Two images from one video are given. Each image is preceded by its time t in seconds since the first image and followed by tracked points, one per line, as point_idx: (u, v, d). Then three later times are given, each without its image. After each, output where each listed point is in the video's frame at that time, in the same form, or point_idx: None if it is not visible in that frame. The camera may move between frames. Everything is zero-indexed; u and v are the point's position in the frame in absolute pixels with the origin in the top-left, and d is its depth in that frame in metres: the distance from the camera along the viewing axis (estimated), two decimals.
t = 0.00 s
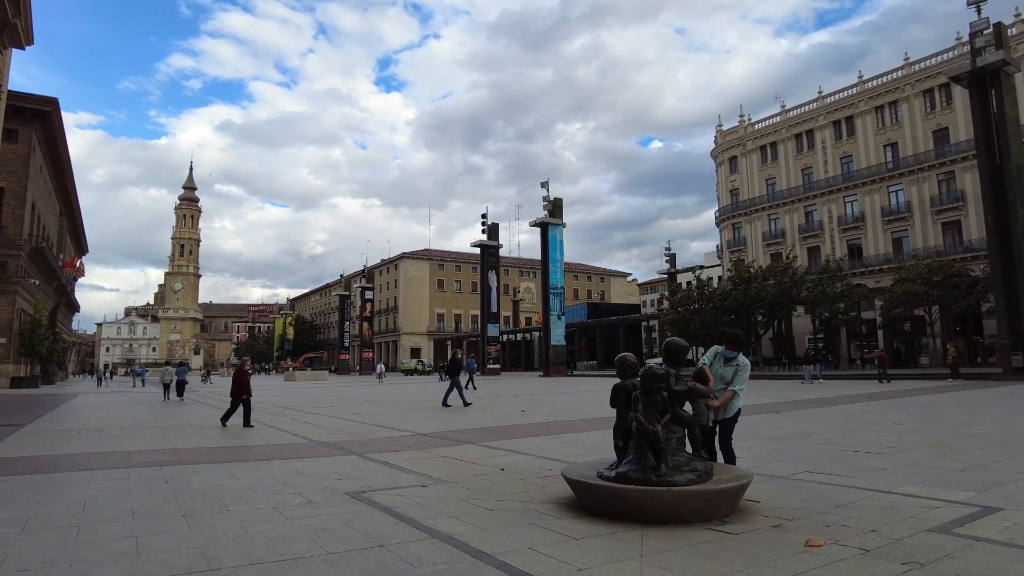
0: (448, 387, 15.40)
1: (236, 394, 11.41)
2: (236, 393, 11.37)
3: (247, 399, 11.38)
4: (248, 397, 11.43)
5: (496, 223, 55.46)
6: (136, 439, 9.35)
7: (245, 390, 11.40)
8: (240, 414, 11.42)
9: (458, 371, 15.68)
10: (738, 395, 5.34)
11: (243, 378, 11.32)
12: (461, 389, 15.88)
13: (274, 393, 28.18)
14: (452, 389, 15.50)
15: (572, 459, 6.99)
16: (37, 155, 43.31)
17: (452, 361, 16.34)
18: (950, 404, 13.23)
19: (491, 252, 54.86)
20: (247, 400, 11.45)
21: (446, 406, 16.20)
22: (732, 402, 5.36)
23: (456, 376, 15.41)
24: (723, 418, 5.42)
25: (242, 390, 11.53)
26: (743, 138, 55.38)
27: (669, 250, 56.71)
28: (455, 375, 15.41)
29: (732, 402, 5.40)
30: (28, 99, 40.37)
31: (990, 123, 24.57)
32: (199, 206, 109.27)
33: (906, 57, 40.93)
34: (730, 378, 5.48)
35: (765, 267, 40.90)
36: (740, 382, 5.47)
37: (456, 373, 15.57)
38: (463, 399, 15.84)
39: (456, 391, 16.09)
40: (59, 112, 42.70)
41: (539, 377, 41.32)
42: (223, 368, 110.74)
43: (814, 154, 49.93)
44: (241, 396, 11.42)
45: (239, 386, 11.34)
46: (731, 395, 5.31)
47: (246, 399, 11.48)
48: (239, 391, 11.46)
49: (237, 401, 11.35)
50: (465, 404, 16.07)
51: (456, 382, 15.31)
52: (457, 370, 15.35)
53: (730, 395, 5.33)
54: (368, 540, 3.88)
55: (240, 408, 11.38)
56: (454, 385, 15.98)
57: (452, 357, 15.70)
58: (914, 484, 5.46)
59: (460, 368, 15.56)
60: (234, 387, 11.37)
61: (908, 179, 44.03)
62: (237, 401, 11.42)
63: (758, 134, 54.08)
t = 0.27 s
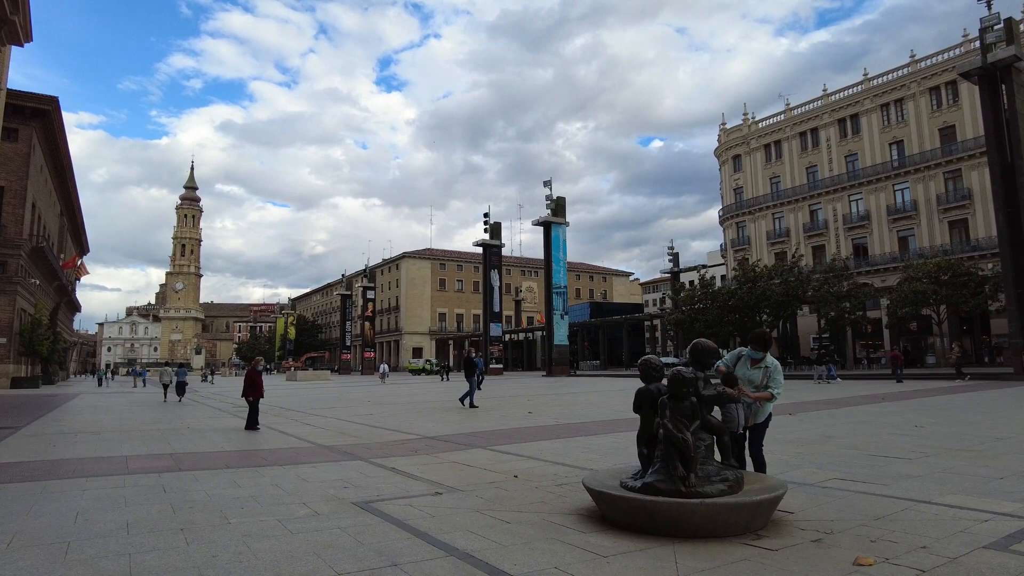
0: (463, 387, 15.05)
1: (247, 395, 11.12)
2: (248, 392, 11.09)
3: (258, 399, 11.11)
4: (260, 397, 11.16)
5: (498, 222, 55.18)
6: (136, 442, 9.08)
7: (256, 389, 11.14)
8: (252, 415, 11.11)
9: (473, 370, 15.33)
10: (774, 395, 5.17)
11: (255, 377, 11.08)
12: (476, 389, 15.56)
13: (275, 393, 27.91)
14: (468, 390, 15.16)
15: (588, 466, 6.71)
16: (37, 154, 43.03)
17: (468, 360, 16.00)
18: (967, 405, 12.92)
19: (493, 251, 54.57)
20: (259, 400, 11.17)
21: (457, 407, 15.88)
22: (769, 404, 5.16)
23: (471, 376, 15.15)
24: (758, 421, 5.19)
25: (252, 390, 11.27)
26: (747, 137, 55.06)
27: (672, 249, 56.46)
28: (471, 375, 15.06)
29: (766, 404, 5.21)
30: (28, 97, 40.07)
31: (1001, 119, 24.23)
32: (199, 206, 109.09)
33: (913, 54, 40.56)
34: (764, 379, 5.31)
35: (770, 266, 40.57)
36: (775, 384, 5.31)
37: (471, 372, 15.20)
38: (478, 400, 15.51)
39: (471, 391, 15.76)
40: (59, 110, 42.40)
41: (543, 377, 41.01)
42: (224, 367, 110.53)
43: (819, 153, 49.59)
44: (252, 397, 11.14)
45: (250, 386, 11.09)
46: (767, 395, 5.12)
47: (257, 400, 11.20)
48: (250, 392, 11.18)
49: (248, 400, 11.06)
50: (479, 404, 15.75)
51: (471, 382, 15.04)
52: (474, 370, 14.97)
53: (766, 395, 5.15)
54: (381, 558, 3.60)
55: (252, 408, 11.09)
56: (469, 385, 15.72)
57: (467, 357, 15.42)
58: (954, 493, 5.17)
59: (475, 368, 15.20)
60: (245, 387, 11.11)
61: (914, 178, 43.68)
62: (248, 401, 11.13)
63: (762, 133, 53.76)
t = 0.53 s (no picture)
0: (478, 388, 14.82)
1: (260, 395, 10.89)
2: (262, 392, 10.88)
3: (272, 399, 10.88)
4: (274, 397, 10.93)
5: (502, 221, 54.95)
6: (137, 443, 8.87)
7: (270, 389, 10.92)
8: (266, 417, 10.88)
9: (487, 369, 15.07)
10: (805, 389, 4.94)
11: (268, 377, 10.86)
12: (491, 389, 15.32)
13: (280, 393, 27.71)
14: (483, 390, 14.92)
15: (604, 468, 6.48)
16: (40, 154, 42.92)
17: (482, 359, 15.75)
18: (986, 404, 12.64)
19: (497, 250, 54.33)
20: (273, 400, 10.95)
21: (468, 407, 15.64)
22: (798, 399, 4.93)
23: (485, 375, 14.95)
24: (787, 419, 4.94)
25: (266, 390, 11.05)
26: (752, 135, 54.76)
27: (676, 248, 56.16)
28: (485, 374, 14.81)
29: (796, 400, 4.98)
30: (32, 96, 39.91)
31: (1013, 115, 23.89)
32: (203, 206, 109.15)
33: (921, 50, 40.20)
34: (792, 375, 5.10)
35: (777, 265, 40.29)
36: (803, 379, 5.10)
37: (485, 372, 14.93)
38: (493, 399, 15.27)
39: (485, 390, 15.52)
40: (63, 110, 42.23)
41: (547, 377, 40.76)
42: (228, 367, 110.48)
43: (825, 151, 49.25)
44: (265, 397, 10.92)
45: (264, 386, 10.86)
46: (797, 390, 4.89)
47: (271, 401, 10.97)
48: (264, 392, 10.95)
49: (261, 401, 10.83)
50: (493, 404, 15.51)
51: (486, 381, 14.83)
52: (488, 370, 14.70)
53: (796, 390, 4.93)
54: (395, 566, 3.38)
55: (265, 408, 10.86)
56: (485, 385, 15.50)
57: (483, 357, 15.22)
58: (994, 497, 4.92)
59: (489, 368, 14.92)
60: (259, 387, 10.89)
61: (921, 176, 43.31)
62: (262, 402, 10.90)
63: (767, 131, 53.45)
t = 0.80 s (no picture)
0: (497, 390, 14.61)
1: (277, 397, 10.67)
2: (278, 394, 10.65)
3: (289, 401, 10.64)
4: (291, 399, 10.69)
5: (507, 221, 54.69)
6: (140, 447, 8.63)
7: (287, 391, 10.68)
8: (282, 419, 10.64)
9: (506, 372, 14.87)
10: (841, 391, 4.66)
11: (285, 378, 10.65)
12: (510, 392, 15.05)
13: (284, 394, 27.53)
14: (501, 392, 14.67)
15: (627, 477, 6.18)
16: (45, 154, 42.86)
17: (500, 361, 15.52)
18: (1009, 407, 12.29)
19: (502, 251, 54.07)
20: (290, 402, 10.70)
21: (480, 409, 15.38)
22: (834, 403, 4.64)
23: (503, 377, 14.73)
24: (823, 425, 4.64)
25: (283, 392, 10.82)
26: (759, 134, 54.42)
27: (683, 248, 55.80)
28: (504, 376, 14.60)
29: (832, 407, 4.68)
30: (36, 97, 39.83)
31: None
32: (208, 206, 109.26)
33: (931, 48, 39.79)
34: (824, 377, 4.81)
35: (786, 265, 39.97)
36: (837, 380, 4.81)
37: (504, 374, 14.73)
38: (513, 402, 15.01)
39: (503, 393, 15.25)
40: (67, 110, 42.12)
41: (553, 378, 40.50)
42: (233, 368, 110.52)
43: (832, 150, 48.84)
44: (282, 399, 10.69)
45: (281, 387, 10.65)
46: (833, 395, 4.62)
47: (289, 403, 10.71)
48: (280, 394, 10.72)
49: (278, 402, 10.60)
50: (512, 408, 15.24)
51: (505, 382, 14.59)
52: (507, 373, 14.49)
53: (832, 394, 4.64)
54: None
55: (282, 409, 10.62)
56: (502, 386, 15.24)
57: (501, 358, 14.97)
58: None
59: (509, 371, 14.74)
60: (276, 388, 10.68)
61: (931, 175, 42.88)
62: (278, 404, 10.66)
63: (774, 130, 53.12)
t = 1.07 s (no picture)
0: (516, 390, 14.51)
1: (298, 397, 10.36)
2: (299, 394, 10.34)
3: (310, 401, 10.32)
4: (312, 399, 10.37)
5: (513, 220, 54.41)
6: (144, 448, 8.38)
7: (308, 391, 10.36)
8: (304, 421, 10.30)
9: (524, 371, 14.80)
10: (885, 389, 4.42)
11: (306, 379, 10.34)
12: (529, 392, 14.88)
13: (290, 394, 27.34)
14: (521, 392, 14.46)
15: (651, 481, 5.89)
16: (51, 154, 42.78)
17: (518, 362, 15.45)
18: None
19: (508, 250, 53.78)
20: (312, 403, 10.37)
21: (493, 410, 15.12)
22: (876, 401, 4.39)
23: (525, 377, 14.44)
24: (865, 427, 4.36)
25: (304, 392, 10.49)
26: (767, 132, 54.01)
27: (690, 247, 55.38)
28: (523, 376, 14.59)
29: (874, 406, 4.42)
30: (42, 97, 39.74)
31: None
32: (213, 207, 109.38)
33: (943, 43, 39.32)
34: (864, 374, 4.57)
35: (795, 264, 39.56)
36: (876, 378, 4.57)
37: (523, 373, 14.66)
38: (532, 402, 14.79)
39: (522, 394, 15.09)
40: (73, 110, 42.05)
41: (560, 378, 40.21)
42: (239, 368, 110.61)
43: (841, 148, 48.39)
44: (304, 399, 10.38)
45: (301, 387, 10.35)
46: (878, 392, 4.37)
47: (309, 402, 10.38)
48: (301, 395, 10.40)
49: (299, 403, 10.28)
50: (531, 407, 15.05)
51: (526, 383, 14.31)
52: (526, 372, 14.46)
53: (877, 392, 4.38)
54: None
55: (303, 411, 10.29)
56: (522, 385, 14.92)
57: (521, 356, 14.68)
58: None
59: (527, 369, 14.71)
60: (297, 388, 10.38)
61: (941, 172, 42.40)
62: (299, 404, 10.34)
63: (782, 128, 52.70)
